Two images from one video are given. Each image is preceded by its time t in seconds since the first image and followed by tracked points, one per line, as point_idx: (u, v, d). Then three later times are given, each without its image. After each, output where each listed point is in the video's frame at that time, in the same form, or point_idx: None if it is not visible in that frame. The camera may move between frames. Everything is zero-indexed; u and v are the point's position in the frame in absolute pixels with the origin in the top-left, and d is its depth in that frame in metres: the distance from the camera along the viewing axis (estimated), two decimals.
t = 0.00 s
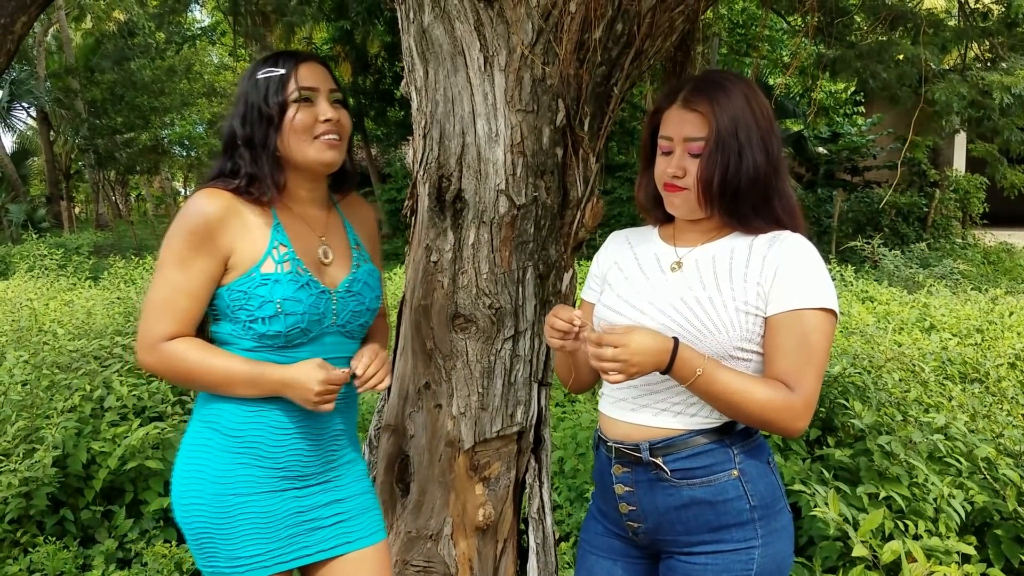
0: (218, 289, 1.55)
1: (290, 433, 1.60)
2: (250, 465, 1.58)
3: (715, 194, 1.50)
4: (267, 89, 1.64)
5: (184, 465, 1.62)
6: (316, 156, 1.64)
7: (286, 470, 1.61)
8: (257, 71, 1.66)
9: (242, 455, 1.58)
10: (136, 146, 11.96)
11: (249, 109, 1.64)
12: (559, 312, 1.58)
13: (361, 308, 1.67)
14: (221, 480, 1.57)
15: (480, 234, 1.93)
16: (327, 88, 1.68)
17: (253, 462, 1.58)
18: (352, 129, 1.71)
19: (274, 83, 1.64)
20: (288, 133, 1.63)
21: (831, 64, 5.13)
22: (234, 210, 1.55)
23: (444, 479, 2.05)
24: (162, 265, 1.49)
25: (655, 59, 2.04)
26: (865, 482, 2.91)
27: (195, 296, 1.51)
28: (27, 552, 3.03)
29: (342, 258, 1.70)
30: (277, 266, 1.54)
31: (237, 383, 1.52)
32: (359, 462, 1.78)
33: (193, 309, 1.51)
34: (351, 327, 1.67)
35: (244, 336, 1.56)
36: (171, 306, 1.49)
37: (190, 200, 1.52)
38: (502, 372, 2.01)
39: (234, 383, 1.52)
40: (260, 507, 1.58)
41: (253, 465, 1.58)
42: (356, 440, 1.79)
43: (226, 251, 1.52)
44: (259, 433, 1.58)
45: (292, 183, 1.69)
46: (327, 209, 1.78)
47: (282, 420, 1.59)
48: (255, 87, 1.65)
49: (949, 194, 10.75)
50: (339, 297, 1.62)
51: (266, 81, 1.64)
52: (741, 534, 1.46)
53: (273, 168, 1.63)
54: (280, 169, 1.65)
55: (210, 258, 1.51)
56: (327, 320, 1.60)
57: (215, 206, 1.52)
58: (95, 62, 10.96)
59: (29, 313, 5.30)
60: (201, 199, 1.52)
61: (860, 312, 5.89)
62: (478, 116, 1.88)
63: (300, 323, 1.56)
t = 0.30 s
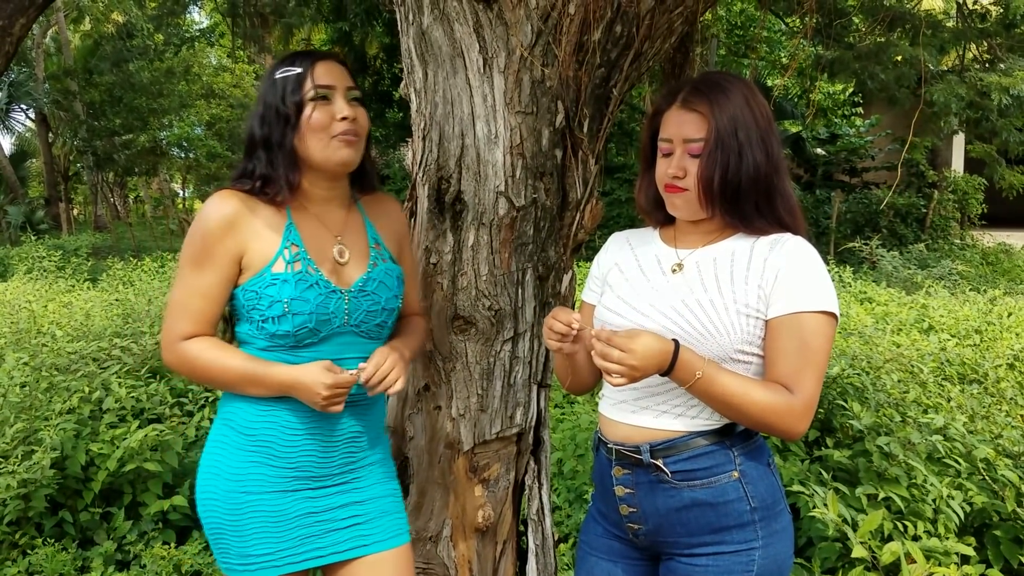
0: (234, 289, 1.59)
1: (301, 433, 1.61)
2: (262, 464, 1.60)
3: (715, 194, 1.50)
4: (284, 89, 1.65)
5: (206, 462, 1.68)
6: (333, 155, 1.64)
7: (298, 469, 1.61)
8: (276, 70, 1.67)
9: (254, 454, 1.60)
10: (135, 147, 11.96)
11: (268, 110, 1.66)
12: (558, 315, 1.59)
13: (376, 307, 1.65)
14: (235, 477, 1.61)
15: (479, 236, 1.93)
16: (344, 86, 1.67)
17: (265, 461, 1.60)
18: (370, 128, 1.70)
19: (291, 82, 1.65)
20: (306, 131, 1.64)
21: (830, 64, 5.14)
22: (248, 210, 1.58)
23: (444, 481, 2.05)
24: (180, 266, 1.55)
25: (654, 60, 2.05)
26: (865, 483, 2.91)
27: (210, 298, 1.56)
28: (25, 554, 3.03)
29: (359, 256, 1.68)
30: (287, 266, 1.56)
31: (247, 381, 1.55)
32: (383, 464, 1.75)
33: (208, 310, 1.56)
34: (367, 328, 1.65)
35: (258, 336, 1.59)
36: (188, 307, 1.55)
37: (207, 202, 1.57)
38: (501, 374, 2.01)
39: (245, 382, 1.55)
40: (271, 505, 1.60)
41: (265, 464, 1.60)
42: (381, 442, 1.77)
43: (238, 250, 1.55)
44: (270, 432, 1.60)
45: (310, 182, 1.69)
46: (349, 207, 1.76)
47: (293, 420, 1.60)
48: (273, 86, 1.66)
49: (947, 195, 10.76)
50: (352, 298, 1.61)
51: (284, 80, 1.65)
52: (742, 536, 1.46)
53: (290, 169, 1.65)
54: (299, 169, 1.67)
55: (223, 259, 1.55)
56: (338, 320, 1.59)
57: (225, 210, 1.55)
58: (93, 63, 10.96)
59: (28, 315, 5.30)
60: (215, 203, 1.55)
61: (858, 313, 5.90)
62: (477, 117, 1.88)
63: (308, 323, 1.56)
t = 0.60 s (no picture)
0: (240, 288, 1.65)
1: (293, 433, 1.62)
2: (255, 461, 1.63)
3: (714, 196, 1.50)
4: (296, 88, 1.64)
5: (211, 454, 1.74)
6: (343, 158, 1.62)
7: (292, 468, 1.63)
8: (289, 69, 1.67)
9: (248, 450, 1.64)
10: (134, 148, 11.94)
11: (280, 110, 1.66)
12: (550, 319, 1.60)
13: (369, 315, 1.63)
14: (230, 472, 1.65)
15: (478, 237, 1.93)
16: (356, 88, 1.66)
17: (258, 458, 1.63)
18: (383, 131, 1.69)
19: (303, 83, 1.64)
20: (315, 133, 1.63)
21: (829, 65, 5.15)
22: (251, 211, 1.63)
23: (444, 482, 2.05)
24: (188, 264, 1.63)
25: (653, 61, 2.05)
26: (864, 484, 2.90)
27: (214, 294, 1.62)
28: (24, 554, 3.03)
29: (359, 259, 1.67)
30: (282, 270, 1.59)
31: (238, 378, 1.59)
32: (384, 468, 1.72)
33: (214, 306, 1.63)
34: (361, 335, 1.63)
35: (258, 336, 1.63)
36: (194, 303, 1.62)
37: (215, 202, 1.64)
38: (500, 375, 2.01)
39: (236, 378, 1.59)
40: (265, 502, 1.62)
41: (258, 461, 1.63)
42: (387, 446, 1.74)
43: (240, 250, 1.61)
44: (263, 430, 1.63)
45: (319, 183, 1.69)
46: (357, 209, 1.73)
47: (284, 419, 1.61)
48: (286, 86, 1.66)
49: (946, 195, 10.76)
50: (344, 304, 1.60)
51: (296, 80, 1.65)
52: (741, 538, 1.46)
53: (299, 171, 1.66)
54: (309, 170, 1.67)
55: (225, 259, 1.61)
56: (328, 327, 1.60)
57: (229, 210, 1.60)
58: (92, 63, 10.95)
59: (26, 316, 5.30)
60: (221, 202, 1.61)
61: (857, 314, 5.90)
62: (476, 119, 1.88)
63: (294, 329, 1.58)
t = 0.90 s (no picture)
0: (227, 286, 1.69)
1: (272, 434, 1.63)
2: (239, 459, 1.66)
3: (712, 197, 1.49)
4: (283, 88, 1.64)
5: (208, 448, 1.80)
6: (324, 161, 1.62)
7: (272, 469, 1.64)
8: (276, 67, 1.67)
9: (232, 448, 1.67)
10: (134, 148, 11.94)
11: (264, 107, 1.67)
12: (549, 317, 1.60)
13: (342, 314, 1.61)
14: (216, 469, 1.69)
15: (478, 238, 1.93)
16: (343, 89, 1.66)
17: (241, 457, 1.66)
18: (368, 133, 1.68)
19: (290, 82, 1.64)
20: (300, 134, 1.63)
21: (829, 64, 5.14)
22: (234, 211, 1.67)
23: (444, 482, 2.05)
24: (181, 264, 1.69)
25: (653, 62, 2.04)
26: (864, 485, 2.90)
27: (202, 293, 1.67)
28: (24, 555, 3.03)
29: (337, 256, 1.65)
30: (256, 269, 1.62)
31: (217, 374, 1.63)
32: (370, 472, 1.69)
33: (203, 305, 1.68)
34: (336, 335, 1.62)
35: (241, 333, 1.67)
36: (185, 302, 1.68)
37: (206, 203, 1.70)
38: (500, 375, 2.01)
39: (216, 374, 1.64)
40: (251, 501, 1.64)
41: (242, 459, 1.66)
42: (377, 449, 1.70)
43: (223, 249, 1.65)
44: (246, 429, 1.65)
45: (298, 184, 1.70)
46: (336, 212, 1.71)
47: (262, 420, 1.63)
48: (272, 84, 1.66)
49: (947, 195, 10.76)
50: (315, 304, 1.60)
51: (283, 79, 1.64)
52: (740, 537, 1.46)
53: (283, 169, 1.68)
54: (289, 168, 1.68)
55: (211, 258, 1.66)
56: (300, 326, 1.60)
57: (212, 207, 1.66)
58: (92, 63, 10.96)
59: (26, 316, 5.30)
60: (210, 201, 1.68)
61: (857, 314, 5.90)
62: (476, 119, 1.88)
63: (265, 327, 1.60)
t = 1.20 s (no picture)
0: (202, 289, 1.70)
1: (243, 438, 1.63)
2: (212, 462, 1.67)
3: (710, 200, 1.49)
4: (255, 88, 1.64)
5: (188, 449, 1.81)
6: (293, 162, 1.62)
7: (244, 473, 1.64)
8: (249, 69, 1.67)
9: (205, 450, 1.68)
10: (134, 150, 11.94)
11: (236, 108, 1.67)
12: (548, 317, 1.59)
13: (309, 314, 1.59)
14: (191, 471, 1.70)
15: (476, 240, 1.93)
16: (316, 92, 1.66)
17: (214, 460, 1.67)
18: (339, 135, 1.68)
19: (262, 82, 1.64)
20: (270, 134, 1.63)
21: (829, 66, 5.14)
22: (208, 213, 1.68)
23: (442, 485, 2.05)
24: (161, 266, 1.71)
25: (652, 64, 2.04)
26: (863, 488, 2.89)
27: (179, 295, 1.68)
28: (22, 558, 3.02)
29: (305, 256, 1.62)
30: (226, 269, 1.62)
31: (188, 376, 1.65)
32: (344, 480, 1.66)
33: (180, 307, 1.70)
34: (304, 335, 1.60)
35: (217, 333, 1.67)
36: (164, 304, 1.70)
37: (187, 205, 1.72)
38: (498, 378, 2.00)
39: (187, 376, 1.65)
40: (225, 506, 1.65)
41: (215, 462, 1.66)
42: (352, 457, 1.68)
43: (196, 251, 1.66)
44: (218, 432, 1.66)
45: (269, 185, 1.69)
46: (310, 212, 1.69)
47: (234, 423, 1.63)
48: (244, 85, 1.66)
49: (946, 198, 10.76)
50: (281, 303, 1.58)
51: (256, 80, 1.65)
52: (736, 539, 1.45)
53: (252, 169, 1.67)
54: (258, 168, 1.67)
55: (186, 260, 1.67)
56: (266, 325, 1.59)
57: (189, 209, 1.68)
58: (92, 65, 10.96)
59: (25, 318, 5.29)
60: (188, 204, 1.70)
61: (857, 316, 5.90)
62: (475, 122, 1.88)
63: (232, 326, 1.60)
